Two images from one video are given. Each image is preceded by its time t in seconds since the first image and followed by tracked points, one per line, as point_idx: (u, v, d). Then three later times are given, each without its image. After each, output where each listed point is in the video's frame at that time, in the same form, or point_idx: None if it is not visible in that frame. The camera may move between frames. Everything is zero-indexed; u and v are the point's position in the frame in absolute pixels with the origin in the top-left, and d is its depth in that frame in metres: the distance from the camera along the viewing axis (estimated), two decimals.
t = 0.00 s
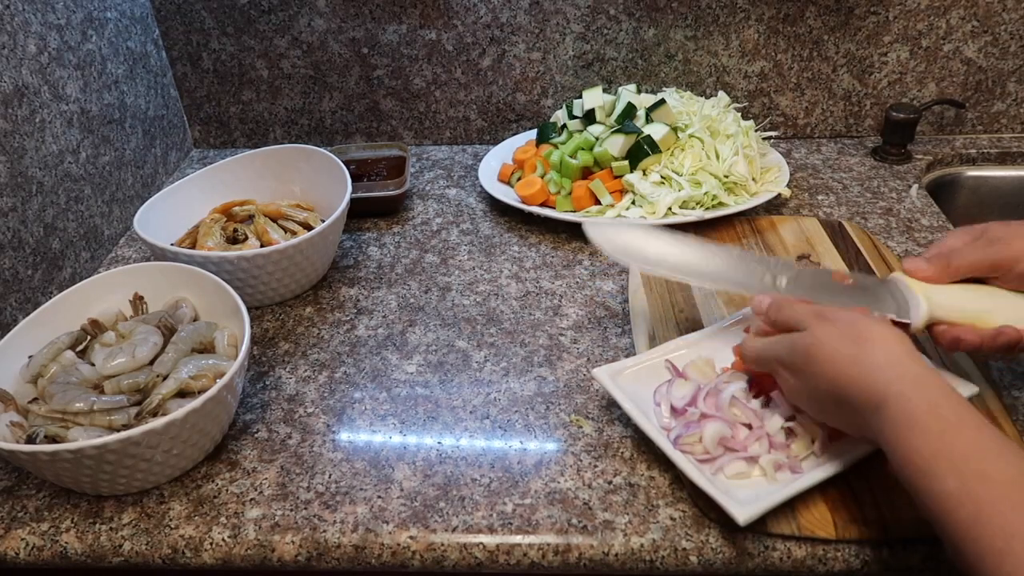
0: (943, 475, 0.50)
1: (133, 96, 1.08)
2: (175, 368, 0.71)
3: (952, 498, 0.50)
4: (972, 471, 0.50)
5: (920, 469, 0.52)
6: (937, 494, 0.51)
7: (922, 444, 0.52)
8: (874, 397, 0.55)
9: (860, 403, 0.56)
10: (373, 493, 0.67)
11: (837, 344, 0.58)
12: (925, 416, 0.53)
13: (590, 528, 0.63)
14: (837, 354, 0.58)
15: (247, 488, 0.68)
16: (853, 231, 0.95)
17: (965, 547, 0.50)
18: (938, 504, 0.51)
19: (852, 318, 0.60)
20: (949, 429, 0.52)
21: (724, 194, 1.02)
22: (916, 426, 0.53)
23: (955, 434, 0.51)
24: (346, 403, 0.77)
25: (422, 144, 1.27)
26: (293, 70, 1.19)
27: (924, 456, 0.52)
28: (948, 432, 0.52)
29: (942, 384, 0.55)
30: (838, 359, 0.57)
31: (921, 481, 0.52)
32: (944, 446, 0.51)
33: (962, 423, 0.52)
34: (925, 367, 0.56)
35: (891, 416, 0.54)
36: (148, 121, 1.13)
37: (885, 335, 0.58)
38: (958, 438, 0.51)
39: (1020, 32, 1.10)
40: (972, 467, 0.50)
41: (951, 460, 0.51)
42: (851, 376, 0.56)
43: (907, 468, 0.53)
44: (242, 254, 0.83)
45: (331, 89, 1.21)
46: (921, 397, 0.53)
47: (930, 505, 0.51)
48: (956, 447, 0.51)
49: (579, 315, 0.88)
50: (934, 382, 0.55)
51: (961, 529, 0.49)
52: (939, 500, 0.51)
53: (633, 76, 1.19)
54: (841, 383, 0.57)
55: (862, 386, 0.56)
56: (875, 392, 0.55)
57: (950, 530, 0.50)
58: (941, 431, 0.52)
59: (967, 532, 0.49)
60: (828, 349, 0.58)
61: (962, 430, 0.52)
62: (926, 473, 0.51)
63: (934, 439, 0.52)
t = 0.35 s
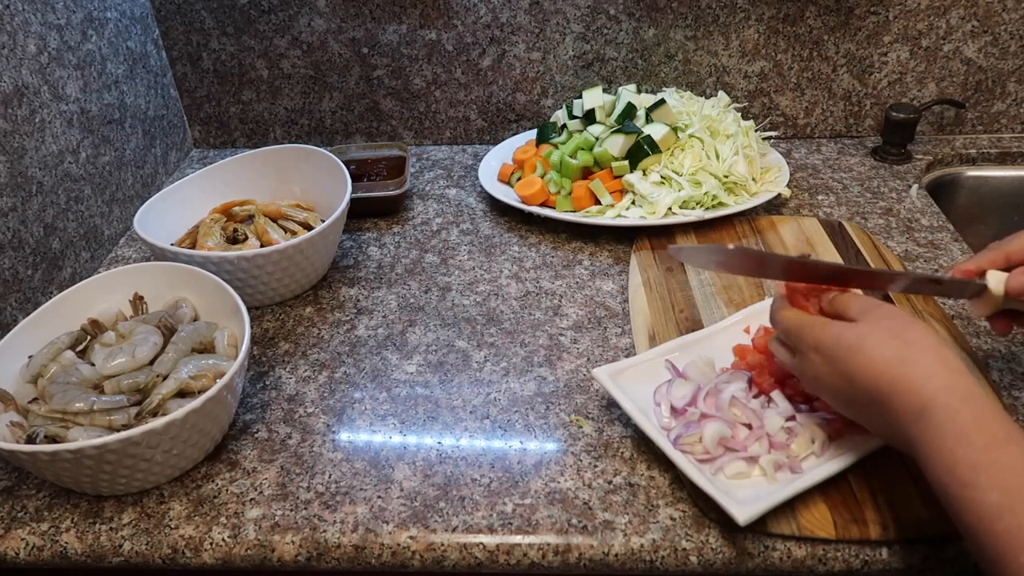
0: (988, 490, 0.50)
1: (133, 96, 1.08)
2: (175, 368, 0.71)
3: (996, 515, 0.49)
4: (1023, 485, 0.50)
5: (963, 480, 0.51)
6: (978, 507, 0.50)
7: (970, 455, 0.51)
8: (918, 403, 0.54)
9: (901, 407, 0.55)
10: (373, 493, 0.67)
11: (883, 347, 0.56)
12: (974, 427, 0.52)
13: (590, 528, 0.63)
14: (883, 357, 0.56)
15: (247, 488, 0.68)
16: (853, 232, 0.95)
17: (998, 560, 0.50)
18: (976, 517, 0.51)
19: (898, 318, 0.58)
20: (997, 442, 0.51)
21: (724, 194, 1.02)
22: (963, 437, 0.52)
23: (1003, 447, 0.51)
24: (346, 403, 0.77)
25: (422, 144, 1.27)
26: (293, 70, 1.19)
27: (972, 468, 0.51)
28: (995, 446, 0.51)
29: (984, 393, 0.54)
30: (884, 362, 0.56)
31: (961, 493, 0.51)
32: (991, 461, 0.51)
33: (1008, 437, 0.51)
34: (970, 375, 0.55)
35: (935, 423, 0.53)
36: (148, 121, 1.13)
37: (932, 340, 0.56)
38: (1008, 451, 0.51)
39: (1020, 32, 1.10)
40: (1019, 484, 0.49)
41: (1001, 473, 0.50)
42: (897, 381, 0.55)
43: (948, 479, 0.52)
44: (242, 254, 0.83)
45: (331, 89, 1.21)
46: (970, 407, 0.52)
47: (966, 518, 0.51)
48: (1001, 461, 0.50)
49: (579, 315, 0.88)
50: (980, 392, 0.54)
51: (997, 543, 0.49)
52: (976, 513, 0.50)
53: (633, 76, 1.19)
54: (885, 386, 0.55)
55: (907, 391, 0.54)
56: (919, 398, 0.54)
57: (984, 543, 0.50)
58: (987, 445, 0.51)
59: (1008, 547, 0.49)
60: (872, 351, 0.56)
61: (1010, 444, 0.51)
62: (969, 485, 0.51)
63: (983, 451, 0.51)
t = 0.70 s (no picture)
0: (991, 501, 0.50)
1: (133, 96, 1.08)
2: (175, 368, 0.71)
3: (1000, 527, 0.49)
4: None
5: (965, 492, 0.51)
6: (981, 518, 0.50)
7: (973, 465, 0.51)
8: (920, 412, 0.54)
9: (904, 416, 0.55)
10: (373, 493, 0.67)
11: (885, 356, 0.56)
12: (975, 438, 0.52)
13: (590, 528, 0.63)
14: (885, 365, 0.56)
15: (247, 488, 0.68)
16: (853, 232, 0.95)
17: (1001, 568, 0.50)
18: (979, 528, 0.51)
19: (902, 326, 0.58)
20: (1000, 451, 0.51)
21: (724, 194, 1.01)
22: (965, 446, 0.52)
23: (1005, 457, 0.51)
24: (346, 403, 0.77)
25: (422, 144, 1.27)
26: (293, 70, 1.19)
27: (975, 479, 0.51)
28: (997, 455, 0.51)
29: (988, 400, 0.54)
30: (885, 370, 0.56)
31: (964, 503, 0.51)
32: (994, 471, 0.51)
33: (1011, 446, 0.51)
34: (974, 381, 0.54)
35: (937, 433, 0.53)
36: (148, 121, 1.13)
37: (935, 346, 0.56)
38: (1010, 462, 0.51)
39: (1020, 32, 1.10)
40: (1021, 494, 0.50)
41: (1005, 484, 0.50)
42: (899, 391, 0.55)
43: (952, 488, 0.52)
44: (242, 254, 0.83)
45: (331, 89, 1.21)
46: (972, 416, 0.52)
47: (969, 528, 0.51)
48: (1004, 471, 0.50)
49: (579, 315, 0.88)
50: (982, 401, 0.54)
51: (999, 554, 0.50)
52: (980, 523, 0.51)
53: (633, 76, 1.19)
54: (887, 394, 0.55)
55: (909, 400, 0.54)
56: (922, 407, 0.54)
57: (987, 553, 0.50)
58: (990, 454, 0.51)
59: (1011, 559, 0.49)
60: (876, 360, 0.56)
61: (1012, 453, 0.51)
62: (972, 495, 0.51)
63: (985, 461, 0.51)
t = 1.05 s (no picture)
0: (961, 511, 0.50)
1: (133, 96, 1.08)
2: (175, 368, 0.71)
3: (970, 537, 0.49)
4: (995, 504, 0.49)
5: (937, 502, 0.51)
6: (953, 528, 0.50)
7: (939, 475, 0.51)
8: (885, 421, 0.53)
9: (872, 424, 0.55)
10: (373, 493, 0.67)
11: (848, 363, 0.56)
12: (945, 444, 0.51)
13: (590, 528, 0.63)
14: (848, 373, 0.56)
15: (247, 488, 0.68)
16: (853, 232, 0.95)
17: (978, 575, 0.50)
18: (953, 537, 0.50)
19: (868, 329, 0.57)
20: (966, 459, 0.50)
21: (724, 194, 1.01)
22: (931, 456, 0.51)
23: (972, 465, 0.50)
24: (346, 403, 0.77)
25: (422, 144, 1.27)
26: (293, 70, 1.19)
27: (943, 489, 0.50)
28: (963, 464, 0.50)
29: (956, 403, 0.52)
30: (849, 380, 0.55)
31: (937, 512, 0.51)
32: (960, 480, 0.50)
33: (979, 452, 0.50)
34: (942, 383, 0.53)
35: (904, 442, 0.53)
36: (148, 121, 1.12)
37: (900, 351, 0.55)
38: (980, 467, 0.50)
39: (1020, 32, 1.10)
40: (990, 503, 0.49)
41: (973, 494, 0.49)
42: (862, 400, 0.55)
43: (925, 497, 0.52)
44: (242, 254, 0.83)
45: (331, 89, 1.21)
46: (937, 422, 0.52)
47: (945, 536, 0.51)
48: (970, 480, 0.50)
49: (579, 315, 0.88)
50: (951, 404, 0.53)
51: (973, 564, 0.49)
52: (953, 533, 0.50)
53: (633, 76, 1.19)
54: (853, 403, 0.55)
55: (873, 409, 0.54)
56: (886, 415, 0.53)
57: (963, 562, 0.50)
58: (956, 463, 0.50)
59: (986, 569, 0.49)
60: (840, 368, 0.56)
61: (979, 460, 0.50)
62: (943, 505, 0.51)
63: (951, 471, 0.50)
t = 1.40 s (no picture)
0: (981, 497, 0.50)
1: (133, 96, 1.08)
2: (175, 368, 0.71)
3: (991, 524, 0.50)
4: (1015, 491, 0.49)
5: (959, 490, 0.51)
6: (973, 515, 0.51)
7: (959, 462, 0.51)
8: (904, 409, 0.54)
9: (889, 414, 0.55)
10: (373, 493, 0.67)
11: (865, 355, 0.56)
12: (964, 431, 0.52)
13: (589, 528, 0.63)
14: (867, 364, 0.56)
15: (247, 488, 0.68)
16: (853, 232, 0.95)
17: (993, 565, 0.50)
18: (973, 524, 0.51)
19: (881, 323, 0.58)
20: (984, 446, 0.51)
21: (724, 194, 1.02)
22: (951, 444, 0.52)
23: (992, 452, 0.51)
24: (346, 403, 0.77)
25: (422, 144, 1.27)
26: (293, 70, 1.19)
27: (964, 475, 0.51)
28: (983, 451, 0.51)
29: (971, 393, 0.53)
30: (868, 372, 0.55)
31: (957, 500, 0.51)
32: (980, 467, 0.51)
33: (996, 439, 0.51)
34: (956, 373, 0.54)
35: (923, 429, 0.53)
36: (148, 121, 1.13)
37: (915, 343, 0.56)
38: (999, 454, 0.51)
39: (1020, 32, 1.10)
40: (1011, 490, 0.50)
41: (994, 481, 0.50)
42: (881, 391, 0.55)
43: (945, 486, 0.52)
44: (242, 254, 0.83)
45: (330, 89, 1.21)
46: (955, 410, 0.52)
47: (962, 524, 0.52)
48: (991, 466, 0.50)
49: (579, 315, 0.88)
50: (967, 393, 0.54)
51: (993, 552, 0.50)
52: (973, 522, 0.51)
53: (633, 76, 1.19)
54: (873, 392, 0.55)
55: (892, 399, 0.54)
56: (906, 404, 0.54)
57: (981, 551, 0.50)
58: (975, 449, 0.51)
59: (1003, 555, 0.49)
60: (856, 360, 0.56)
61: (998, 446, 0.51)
62: (962, 493, 0.51)
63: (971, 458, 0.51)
